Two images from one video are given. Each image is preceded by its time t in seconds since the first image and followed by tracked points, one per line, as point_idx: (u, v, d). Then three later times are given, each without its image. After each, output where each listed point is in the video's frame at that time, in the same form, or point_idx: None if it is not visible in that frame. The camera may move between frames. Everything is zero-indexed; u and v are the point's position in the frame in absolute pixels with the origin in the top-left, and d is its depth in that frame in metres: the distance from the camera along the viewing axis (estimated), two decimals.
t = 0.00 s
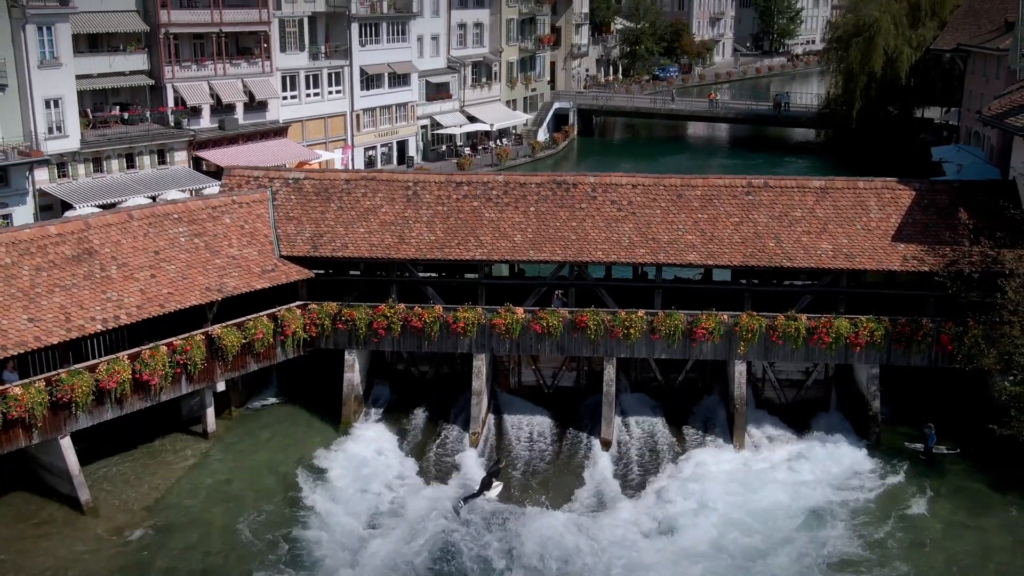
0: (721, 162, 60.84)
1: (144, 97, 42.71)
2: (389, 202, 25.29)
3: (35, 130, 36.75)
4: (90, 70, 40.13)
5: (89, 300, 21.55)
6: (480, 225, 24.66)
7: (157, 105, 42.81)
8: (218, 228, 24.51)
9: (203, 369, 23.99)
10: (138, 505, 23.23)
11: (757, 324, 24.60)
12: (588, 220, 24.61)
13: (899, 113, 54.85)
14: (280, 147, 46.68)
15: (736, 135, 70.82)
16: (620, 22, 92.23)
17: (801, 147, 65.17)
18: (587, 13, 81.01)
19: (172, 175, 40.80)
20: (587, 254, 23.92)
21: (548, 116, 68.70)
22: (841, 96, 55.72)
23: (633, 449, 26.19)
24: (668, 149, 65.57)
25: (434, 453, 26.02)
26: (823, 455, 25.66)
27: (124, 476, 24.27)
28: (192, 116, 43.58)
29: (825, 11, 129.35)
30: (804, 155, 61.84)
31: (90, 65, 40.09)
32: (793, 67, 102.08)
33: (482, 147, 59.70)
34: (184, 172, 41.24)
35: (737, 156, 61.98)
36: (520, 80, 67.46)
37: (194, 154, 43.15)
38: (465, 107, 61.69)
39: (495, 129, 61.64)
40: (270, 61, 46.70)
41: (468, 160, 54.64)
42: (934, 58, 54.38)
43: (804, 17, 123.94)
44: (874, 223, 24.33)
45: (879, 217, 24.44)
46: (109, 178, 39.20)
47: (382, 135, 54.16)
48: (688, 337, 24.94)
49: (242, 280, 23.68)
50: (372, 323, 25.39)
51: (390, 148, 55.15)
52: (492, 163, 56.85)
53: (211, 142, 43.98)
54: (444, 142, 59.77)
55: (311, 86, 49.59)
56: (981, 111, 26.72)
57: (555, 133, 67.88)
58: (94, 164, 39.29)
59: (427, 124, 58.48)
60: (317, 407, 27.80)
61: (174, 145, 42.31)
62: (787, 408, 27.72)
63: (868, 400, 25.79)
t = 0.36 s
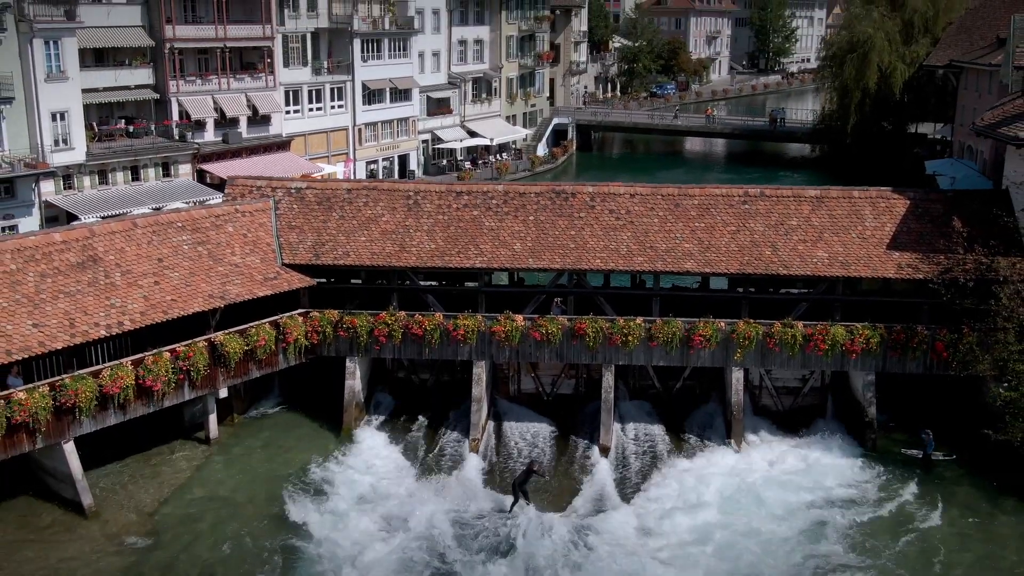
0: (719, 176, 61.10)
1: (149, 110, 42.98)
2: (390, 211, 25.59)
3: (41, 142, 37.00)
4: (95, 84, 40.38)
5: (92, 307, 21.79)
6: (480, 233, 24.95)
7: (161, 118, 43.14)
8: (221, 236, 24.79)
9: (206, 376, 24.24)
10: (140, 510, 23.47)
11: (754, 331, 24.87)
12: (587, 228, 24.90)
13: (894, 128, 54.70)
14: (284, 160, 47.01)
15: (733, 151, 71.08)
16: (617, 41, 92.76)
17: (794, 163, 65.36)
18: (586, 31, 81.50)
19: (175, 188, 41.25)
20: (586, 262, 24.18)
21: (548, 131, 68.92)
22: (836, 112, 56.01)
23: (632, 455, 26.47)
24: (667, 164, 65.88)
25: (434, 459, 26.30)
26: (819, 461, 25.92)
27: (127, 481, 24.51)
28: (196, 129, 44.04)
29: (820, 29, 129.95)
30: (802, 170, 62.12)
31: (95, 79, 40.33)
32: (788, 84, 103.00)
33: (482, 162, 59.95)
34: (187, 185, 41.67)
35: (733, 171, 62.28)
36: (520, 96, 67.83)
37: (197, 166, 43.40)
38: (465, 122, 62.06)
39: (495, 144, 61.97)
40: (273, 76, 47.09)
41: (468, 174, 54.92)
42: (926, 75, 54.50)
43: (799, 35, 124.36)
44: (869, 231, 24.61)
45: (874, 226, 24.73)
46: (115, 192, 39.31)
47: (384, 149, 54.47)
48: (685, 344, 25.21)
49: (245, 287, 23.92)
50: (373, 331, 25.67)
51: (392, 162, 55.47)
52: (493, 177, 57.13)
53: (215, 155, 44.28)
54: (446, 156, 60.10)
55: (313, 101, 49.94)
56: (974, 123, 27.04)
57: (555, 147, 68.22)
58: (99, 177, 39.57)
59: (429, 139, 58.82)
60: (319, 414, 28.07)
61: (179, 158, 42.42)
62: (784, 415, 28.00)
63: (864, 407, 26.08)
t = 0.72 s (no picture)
0: (716, 190, 61.41)
1: (155, 124, 43.33)
2: (392, 220, 25.91)
3: (48, 154, 37.38)
4: (102, 97, 40.73)
5: (97, 312, 22.04)
6: (481, 241, 25.25)
7: (167, 131, 43.46)
8: (225, 244, 25.10)
9: (209, 382, 24.50)
10: (143, 514, 23.67)
11: (752, 338, 25.14)
12: (586, 237, 25.21)
13: (888, 143, 55.01)
14: (288, 173, 47.34)
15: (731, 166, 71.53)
16: (616, 58, 93.46)
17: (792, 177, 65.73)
18: (584, 48, 82.05)
19: (181, 200, 41.50)
20: (585, 269, 24.46)
21: (548, 146, 69.35)
22: (832, 127, 56.32)
23: (631, 461, 26.71)
24: (666, 178, 66.29)
25: (436, 464, 26.53)
26: (816, 467, 26.16)
27: (130, 486, 24.73)
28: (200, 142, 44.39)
29: (815, 47, 131.02)
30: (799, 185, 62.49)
31: (101, 92, 40.65)
32: (784, 102, 103.63)
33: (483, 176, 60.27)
34: (194, 198, 41.84)
35: (731, 185, 62.68)
36: (520, 111, 68.29)
37: (202, 178, 43.65)
38: (465, 136, 62.48)
39: (495, 159, 62.37)
40: (277, 90, 47.48)
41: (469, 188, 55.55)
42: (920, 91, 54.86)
43: (794, 52, 125.12)
44: (865, 239, 24.93)
45: (869, 234, 25.05)
46: (120, 202, 39.67)
47: (386, 163, 54.83)
48: (684, 351, 25.48)
49: (248, 294, 24.18)
50: (375, 338, 25.95)
51: (393, 176, 55.84)
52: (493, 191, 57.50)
53: (219, 167, 44.62)
54: (447, 170, 60.50)
55: (316, 115, 50.25)
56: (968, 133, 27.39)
57: (554, 162, 68.63)
58: (105, 189, 39.90)
59: (430, 153, 59.23)
60: (320, 421, 28.32)
61: (184, 170, 42.82)
62: (781, 422, 28.27)
63: (860, 412, 26.35)
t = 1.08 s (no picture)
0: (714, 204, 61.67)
1: (160, 137, 43.51)
2: (393, 229, 26.22)
3: (55, 166, 37.64)
4: (108, 111, 40.87)
5: (101, 318, 22.28)
6: (481, 250, 25.55)
7: (172, 144, 43.67)
8: (228, 252, 25.40)
9: (212, 388, 24.77)
10: (145, 519, 23.91)
11: (749, 345, 25.43)
12: (585, 245, 25.51)
13: (882, 157, 55.17)
14: (290, 185, 47.61)
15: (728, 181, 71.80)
16: (614, 75, 94.08)
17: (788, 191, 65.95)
18: (583, 64, 82.53)
19: (186, 212, 41.79)
20: (584, 277, 24.73)
21: (547, 160, 69.72)
22: (827, 141, 56.57)
23: (629, 467, 27.03)
24: (664, 193, 66.60)
25: (436, 471, 26.85)
26: (813, 473, 26.44)
27: (133, 491, 24.98)
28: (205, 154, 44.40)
29: (810, 64, 131.67)
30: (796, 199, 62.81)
31: (107, 106, 40.80)
32: (780, 118, 103.94)
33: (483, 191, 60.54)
34: (199, 211, 42.08)
35: (729, 199, 63.02)
36: (520, 126, 68.82)
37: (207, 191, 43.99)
38: (466, 150, 62.86)
39: (495, 172, 62.71)
40: (281, 104, 47.87)
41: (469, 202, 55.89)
42: (914, 107, 55.17)
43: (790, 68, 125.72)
44: (860, 248, 25.23)
45: (865, 242, 25.36)
46: (126, 214, 39.95)
47: (387, 176, 55.16)
48: (681, 358, 25.77)
49: (251, 301, 24.44)
50: (376, 345, 26.24)
51: (394, 189, 56.17)
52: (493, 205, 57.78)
53: (223, 180, 44.96)
54: (447, 184, 60.85)
55: (320, 129, 50.58)
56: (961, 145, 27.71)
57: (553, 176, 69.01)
58: (110, 201, 40.22)
59: (431, 166, 59.56)
60: (322, 428, 28.62)
61: (189, 182, 43.28)
62: (778, 429, 28.58)
63: (857, 419, 26.65)
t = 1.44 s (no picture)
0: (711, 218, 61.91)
1: (165, 149, 43.81)
2: (394, 237, 26.54)
3: (61, 176, 37.91)
4: (114, 124, 41.12)
5: (106, 323, 22.52)
6: (481, 257, 25.85)
7: (176, 156, 43.93)
8: (231, 260, 25.71)
9: (215, 394, 25.02)
10: (149, 523, 24.15)
11: (746, 352, 25.73)
12: (584, 253, 25.82)
13: (877, 171, 55.46)
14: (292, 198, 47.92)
15: (725, 196, 72.08)
16: (612, 92, 94.61)
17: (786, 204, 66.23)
18: (582, 80, 83.04)
19: (189, 224, 42.20)
20: (582, 284, 25.01)
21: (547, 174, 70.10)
22: (823, 155, 56.89)
23: (628, 473, 27.32)
24: (663, 207, 66.91)
25: (436, 477, 27.14)
26: (810, 480, 26.70)
27: (136, 496, 25.23)
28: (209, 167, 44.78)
29: (806, 80, 132.41)
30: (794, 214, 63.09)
31: (112, 119, 41.03)
32: (777, 134, 104.26)
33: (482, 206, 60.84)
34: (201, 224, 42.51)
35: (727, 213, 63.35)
36: (520, 141, 69.34)
37: (209, 204, 44.40)
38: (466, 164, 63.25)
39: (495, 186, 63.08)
40: (284, 118, 48.25)
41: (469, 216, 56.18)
42: (908, 121, 55.35)
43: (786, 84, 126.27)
44: (856, 256, 25.54)
45: (860, 250, 25.69)
46: (131, 225, 40.56)
47: (389, 190, 55.47)
48: (679, 365, 26.05)
49: (253, 308, 24.70)
50: (377, 352, 26.52)
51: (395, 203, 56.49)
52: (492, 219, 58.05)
53: (227, 193, 45.27)
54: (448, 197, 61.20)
55: (322, 142, 50.92)
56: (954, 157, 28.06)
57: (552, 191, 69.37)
58: (116, 212, 40.64)
59: (432, 180, 59.89)
60: (324, 435, 28.91)
61: (194, 195, 43.63)
62: (776, 436, 28.90)
63: (853, 425, 26.97)
